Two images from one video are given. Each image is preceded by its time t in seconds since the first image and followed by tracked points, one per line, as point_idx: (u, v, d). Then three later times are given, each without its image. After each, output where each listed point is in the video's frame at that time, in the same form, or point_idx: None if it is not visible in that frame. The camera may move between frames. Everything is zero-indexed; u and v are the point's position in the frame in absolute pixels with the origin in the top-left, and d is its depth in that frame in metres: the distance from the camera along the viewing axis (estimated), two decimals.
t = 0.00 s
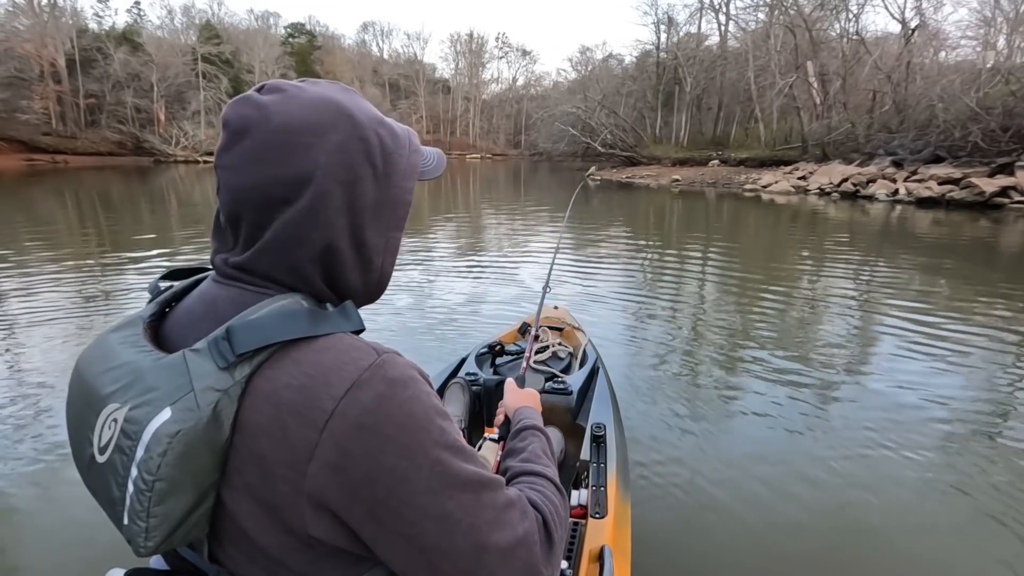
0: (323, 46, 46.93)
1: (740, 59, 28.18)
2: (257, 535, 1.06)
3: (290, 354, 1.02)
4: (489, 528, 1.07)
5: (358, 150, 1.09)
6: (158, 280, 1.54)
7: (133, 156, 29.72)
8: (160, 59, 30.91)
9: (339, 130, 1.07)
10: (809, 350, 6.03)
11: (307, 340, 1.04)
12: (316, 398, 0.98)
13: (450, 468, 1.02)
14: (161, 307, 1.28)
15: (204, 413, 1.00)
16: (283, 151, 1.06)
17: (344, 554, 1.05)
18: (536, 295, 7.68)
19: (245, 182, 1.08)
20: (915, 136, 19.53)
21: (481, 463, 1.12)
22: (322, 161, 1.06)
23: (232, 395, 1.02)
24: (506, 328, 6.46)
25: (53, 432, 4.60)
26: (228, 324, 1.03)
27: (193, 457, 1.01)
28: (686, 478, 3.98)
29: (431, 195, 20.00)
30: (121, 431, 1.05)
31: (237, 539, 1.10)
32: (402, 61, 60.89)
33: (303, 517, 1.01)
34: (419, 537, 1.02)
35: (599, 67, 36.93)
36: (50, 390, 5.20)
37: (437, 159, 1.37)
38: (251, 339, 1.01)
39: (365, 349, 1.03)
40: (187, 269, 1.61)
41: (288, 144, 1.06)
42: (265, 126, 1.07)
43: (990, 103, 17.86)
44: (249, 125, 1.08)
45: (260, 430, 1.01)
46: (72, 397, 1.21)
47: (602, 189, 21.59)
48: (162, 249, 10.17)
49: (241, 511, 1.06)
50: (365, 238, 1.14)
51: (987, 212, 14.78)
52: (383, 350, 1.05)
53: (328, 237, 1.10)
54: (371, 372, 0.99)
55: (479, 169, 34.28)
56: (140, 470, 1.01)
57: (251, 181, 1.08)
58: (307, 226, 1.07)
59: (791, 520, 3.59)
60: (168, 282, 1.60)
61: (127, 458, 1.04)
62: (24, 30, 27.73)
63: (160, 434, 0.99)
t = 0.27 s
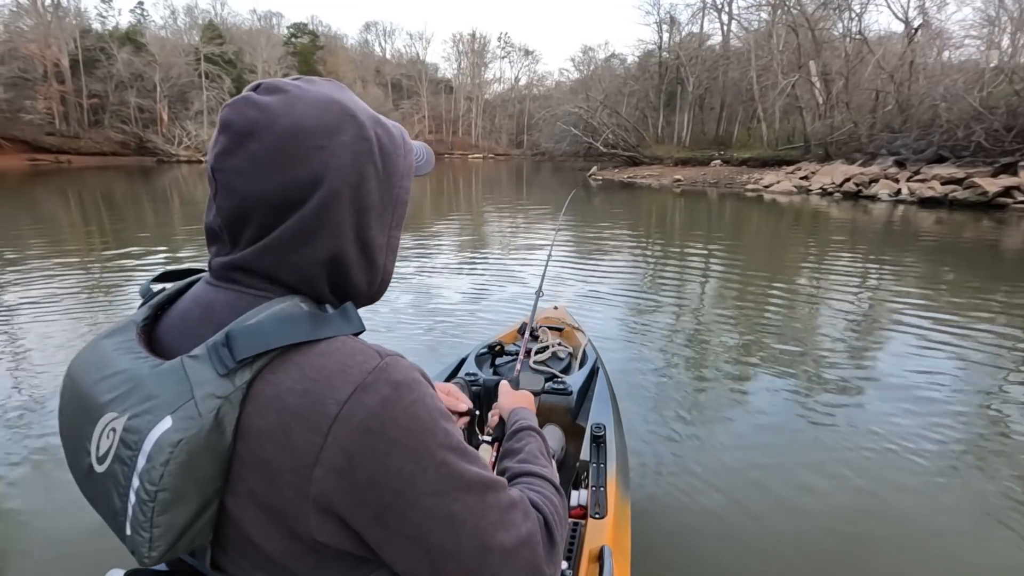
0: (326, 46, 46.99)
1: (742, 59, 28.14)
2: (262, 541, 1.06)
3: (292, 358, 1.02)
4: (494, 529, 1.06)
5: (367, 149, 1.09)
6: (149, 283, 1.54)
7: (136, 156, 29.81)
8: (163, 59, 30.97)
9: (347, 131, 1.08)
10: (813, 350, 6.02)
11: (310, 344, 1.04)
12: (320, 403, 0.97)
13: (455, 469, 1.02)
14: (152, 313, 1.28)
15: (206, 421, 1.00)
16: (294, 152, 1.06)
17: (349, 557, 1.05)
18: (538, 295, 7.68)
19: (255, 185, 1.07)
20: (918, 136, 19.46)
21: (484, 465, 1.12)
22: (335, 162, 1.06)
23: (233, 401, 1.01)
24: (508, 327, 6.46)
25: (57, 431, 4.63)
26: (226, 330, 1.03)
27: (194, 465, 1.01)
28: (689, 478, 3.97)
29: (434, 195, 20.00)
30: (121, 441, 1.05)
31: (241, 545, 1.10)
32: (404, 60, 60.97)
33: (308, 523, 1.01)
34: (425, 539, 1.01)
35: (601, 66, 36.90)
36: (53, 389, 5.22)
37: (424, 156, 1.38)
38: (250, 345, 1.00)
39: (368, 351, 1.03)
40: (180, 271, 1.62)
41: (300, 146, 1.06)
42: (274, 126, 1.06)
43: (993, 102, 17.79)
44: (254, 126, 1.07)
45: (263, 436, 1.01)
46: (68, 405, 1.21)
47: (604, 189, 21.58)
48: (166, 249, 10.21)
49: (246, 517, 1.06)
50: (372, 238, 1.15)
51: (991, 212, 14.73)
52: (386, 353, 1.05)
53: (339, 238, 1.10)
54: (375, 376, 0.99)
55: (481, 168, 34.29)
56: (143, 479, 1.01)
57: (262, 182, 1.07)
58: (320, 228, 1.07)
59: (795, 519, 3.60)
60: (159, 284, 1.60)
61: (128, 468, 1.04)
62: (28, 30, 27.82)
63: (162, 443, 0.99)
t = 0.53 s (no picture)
0: (327, 47, 47.02)
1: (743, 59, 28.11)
2: (258, 542, 1.06)
3: (283, 356, 1.02)
4: (491, 530, 1.07)
5: (321, 141, 1.08)
6: (147, 283, 1.54)
7: (138, 156, 29.84)
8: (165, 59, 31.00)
9: (297, 125, 1.08)
10: (813, 350, 6.01)
11: (300, 342, 1.04)
12: (311, 402, 0.98)
13: (449, 470, 1.03)
14: (149, 312, 1.29)
15: (196, 420, 1.00)
16: (250, 146, 1.08)
17: (344, 558, 1.05)
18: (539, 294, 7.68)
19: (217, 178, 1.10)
20: (919, 136, 19.43)
21: (482, 466, 1.12)
22: (285, 155, 1.07)
23: (223, 399, 1.02)
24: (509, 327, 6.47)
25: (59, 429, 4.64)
26: (216, 329, 1.03)
27: (187, 466, 1.01)
28: (689, 477, 3.97)
29: (435, 195, 19.99)
30: (112, 439, 1.06)
31: (237, 546, 1.10)
32: (405, 60, 60.97)
33: (301, 523, 1.01)
34: (420, 541, 1.02)
35: (603, 66, 36.89)
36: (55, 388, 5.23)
37: (424, 154, 1.28)
38: (240, 344, 1.01)
39: (359, 351, 1.03)
40: (181, 271, 1.62)
41: (255, 139, 1.07)
42: (230, 124, 1.10)
43: (995, 102, 17.74)
44: (220, 121, 1.11)
45: (255, 437, 1.01)
46: (64, 404, 1.22)
47: (605, 188, 21.57)
48: (167, 248, 10.22)
49: (241, 518, 1.06)
50: (335, 233, 1.12)
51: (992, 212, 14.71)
52: (378, 352, 1.05)
53: (291, 232, 1.10)
54: (364, 375, 0.99)
55: (482, 168, 34.28)
56: (133, 478, 1.02)
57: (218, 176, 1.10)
58: (271, 221, 1.08)
59: (795, 519, 3.60)
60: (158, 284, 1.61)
61: (119, 467, 1.05)
62: (30, 30, 27.89)
63: (151, 442, 1.00)
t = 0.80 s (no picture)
0: (329, 46, 47.07)
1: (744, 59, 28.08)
2: (243, 542, 1.06)
3: (264, 355, 1.03)
4: (476, 529, 1.08)
5: (272, 137, 1.08)
6: (138, 286, 1.54)
7: (140, 156, 29.92)
8: (166, 59, 31.07)
9: (252, 123, 1.09)
10: (812, 349, 6.00)
11: (280, 341, 1.05)
12: (289, 401, 0.98)
13: (433, 468, 1.04)
14: (139, 313, 1.29)
15: (173, 420, 1.00)
16: (213, 148, 1.10)
17: (328, 557, 1.05)
18: (538, 294, 7.67)
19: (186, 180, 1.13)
20: (920, 136, 19.42)
21: (466, 464, 1.13)
22: (239, 155, 1.08)
23: (203, 399, 1.02)
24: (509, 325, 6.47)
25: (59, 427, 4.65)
26: (196, 327, 1.04)
27: (168, 467, 1.01)
28: (688, 477, 3.96)
29: (436, 195, 19.98)
30: (91, 440, 1.07)
31: (223, 547, 1.10)
32: (406, 60, 60.95)
33: (283, 524, 1.01)
34: (403, 540, 1.02)
35: (604, 66, 36.88)
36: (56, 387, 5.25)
37: (399, 145, 1.19)
38: (219, 341, 1.01)
39: (340, 350, 1.04)
40: (174, 271, 1.62)
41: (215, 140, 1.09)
42: (201, 128, 1.14)
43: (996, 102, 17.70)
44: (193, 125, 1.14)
45: (233, 437, 1.01)
46: (51, 405, 1.22)
47: (606, 188, 21.58)
48: (169, 248, 10.25)
49: (224, 519, 1.06)
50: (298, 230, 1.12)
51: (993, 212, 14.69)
52: (359, 349, 1.06)
53: (252, 231, 1.12)
54: (341, 375, 1.00)
55: (483, 168, 34.26)
56: (109, 478, 1.01)
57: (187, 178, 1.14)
58: (231, 221, 1.10)
59: (794, 519, 3.59)
60: (149, 286, 1.61)
61: (99, 467, 1.05)
62: (32, 31, 27.93)
63: (127, 441, 1.00)
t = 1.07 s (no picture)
0: (330, 47, 47.10)
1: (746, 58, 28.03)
2: (241, 541, 1.06)
3: (264, 354, 1.03)
4: (473, 534, 1.08)
5: (255, 137, 1.08)
6: (147, 281, 1.55)
7: (141, 156, 29.96)
8: (168, 60, 31.13)
9: (238, 123, 1.09)
10: (813, 349, 6.00)
11: (281, 339, 1.05)
12: (289, 401, 0.98)
13: (432, 470, 1.04)
14: (146, 309, 1.30)
15: (176, 415, 1.01)
16: (205, 150, 1.12)
17: (325, 557, 1.05)
18: (539, 293, 7.67)
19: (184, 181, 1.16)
20: (921, 135, 19.39)
21: (467, 467, 1.13)
22: (226, 157, 1.09)
23: (205, 396, 1.02)
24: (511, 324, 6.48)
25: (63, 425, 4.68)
26: (201, 325, 1.04)
27: (169, 462, 1.02)
28: (691, 477, 3.96)
29: (437, 194, 19.98)
30: (95, 434, 1.07)
31: (220, 546, 1.11)
32: (407, 59, 60.95)
33: (281, 523, 1.01)
34: (399, 543, 1.03)
35: (605, 66, 36.84)
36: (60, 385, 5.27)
37: (384, 136, 1.18)
38: (222, 339, 1.02)
39: (341, 350, 1.04)
40: (183, 269, 1.63)
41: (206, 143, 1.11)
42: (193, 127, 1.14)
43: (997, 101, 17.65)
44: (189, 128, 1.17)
45: (233, 434, 1.01)
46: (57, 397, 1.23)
47: (607, 188, 21.57)
48: (171, 248, 10.27)
49: (222, 518, 1.06)
50: (288, 231, 1.12)
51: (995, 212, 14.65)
52: (360, 351, 1.06)
53: (243, 232, 1.13)
54: (342, 374, 0.99)
55: (485, 168, 34.26)
56: (112, 472, 1.02)
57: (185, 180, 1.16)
58: (221, 222, 1.12)
59: (796, 519, 3.58)
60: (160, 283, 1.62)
61: (101, 461, 1.06)
62: (34, 31, 28.00)
63: (129, 436, 1.00)
